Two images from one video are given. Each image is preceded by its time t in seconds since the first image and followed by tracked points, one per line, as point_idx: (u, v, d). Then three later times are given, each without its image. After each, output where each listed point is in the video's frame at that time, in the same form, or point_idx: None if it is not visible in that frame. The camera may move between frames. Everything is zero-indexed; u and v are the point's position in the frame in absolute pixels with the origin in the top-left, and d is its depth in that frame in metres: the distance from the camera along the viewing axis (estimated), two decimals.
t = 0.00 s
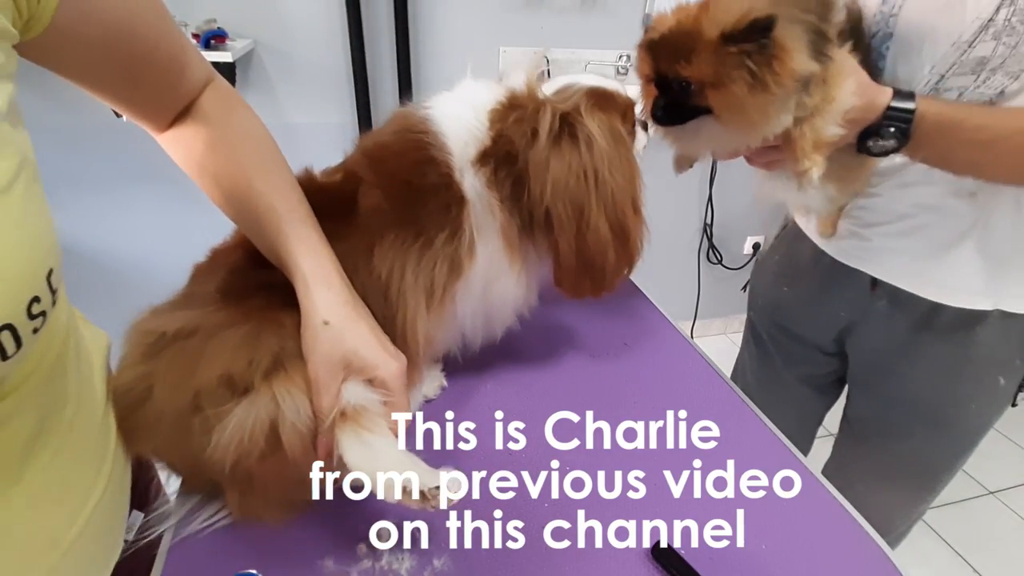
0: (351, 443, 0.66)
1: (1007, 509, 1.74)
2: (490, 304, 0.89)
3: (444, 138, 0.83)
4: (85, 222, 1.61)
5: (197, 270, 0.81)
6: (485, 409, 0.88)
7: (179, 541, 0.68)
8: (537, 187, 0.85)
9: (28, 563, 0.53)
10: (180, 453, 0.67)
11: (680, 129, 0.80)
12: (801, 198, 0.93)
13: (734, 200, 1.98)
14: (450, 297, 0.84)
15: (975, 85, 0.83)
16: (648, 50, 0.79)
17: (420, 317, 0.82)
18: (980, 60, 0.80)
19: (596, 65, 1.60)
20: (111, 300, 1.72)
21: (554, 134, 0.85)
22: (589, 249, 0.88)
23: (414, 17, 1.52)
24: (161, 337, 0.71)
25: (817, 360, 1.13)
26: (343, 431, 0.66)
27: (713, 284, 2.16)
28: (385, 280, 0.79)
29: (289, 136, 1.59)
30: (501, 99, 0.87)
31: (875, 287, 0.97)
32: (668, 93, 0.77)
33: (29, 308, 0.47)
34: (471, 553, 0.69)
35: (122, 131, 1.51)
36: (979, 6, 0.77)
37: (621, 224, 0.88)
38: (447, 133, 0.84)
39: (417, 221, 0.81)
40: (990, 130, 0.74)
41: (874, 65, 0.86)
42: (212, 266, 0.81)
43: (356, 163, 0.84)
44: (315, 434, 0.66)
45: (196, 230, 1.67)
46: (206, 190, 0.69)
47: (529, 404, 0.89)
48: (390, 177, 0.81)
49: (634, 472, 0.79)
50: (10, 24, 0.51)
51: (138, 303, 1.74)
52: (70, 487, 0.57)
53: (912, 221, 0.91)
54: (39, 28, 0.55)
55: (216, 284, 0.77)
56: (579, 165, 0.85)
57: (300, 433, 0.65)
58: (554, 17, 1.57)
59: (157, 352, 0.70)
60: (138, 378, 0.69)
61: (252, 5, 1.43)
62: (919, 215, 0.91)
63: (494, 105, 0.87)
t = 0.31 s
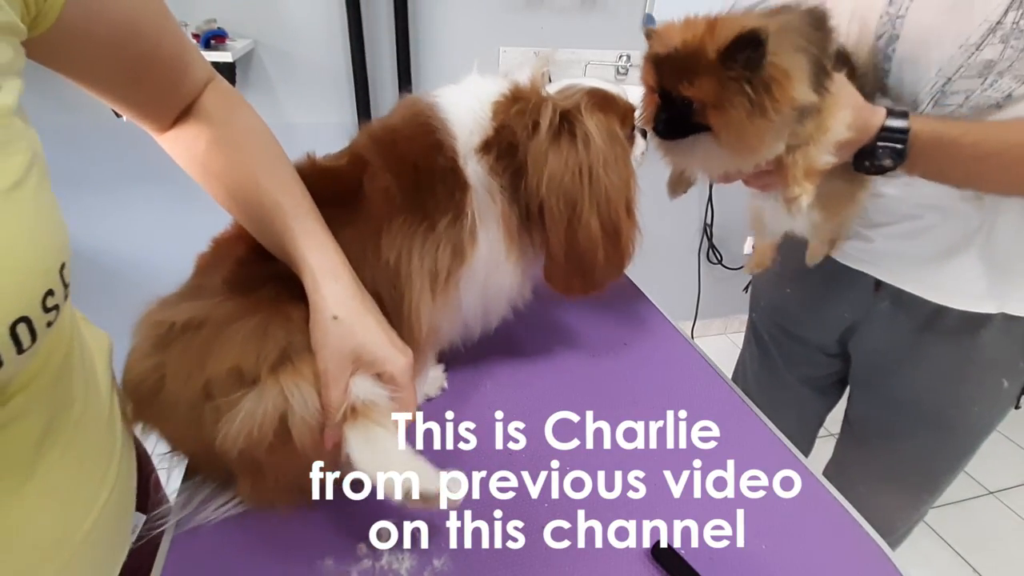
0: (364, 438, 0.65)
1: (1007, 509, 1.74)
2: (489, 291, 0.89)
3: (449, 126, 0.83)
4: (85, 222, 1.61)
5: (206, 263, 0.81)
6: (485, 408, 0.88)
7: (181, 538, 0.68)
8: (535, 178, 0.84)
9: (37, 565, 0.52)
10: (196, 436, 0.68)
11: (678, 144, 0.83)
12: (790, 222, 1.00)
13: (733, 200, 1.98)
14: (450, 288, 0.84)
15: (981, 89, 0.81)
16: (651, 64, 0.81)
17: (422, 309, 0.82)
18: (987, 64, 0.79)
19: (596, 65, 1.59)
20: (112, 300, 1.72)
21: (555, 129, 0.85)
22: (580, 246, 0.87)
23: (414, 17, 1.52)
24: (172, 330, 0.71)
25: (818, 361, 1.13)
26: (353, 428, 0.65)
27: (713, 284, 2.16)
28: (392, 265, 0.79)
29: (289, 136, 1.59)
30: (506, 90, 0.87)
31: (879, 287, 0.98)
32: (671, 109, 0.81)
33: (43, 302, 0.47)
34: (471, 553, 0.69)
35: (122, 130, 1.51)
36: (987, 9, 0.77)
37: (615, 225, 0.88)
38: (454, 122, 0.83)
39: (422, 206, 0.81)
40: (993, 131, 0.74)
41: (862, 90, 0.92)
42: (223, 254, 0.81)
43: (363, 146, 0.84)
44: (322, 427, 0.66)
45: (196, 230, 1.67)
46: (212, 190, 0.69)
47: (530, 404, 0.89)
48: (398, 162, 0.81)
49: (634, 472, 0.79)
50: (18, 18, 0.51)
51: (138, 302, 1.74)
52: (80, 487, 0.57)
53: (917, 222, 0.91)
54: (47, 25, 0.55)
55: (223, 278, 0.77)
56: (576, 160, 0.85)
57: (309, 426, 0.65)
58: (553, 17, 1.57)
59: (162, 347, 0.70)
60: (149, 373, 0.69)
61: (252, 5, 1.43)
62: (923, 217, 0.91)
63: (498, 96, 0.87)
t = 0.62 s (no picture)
0: (348, 460, 0.63)
1: (1007, 509, 1.74)
2: (515, 302, 0.88)
3: (484, 143, 0.81)
4: (83, 222, 1.60)
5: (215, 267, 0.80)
6: (485, 408, 0.88)
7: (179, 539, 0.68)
8: (566, 192, 0.83)
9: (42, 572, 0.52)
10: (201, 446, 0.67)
11: (677, 160, 0.86)
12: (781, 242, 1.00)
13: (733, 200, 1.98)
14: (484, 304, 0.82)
15: (989, 87, 0.81)
16: (649, 84, 0.84)
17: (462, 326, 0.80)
18: (996, 61, 0.79)
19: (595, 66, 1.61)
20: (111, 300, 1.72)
21: (582, 145, 0.82)
22: (608, 260, 0.85)
23: (414, 17, 1.52)
24: (180, 337, 0.70)
25: (820, 366, 1.13)
26: (340, 448, 0.64)
27: (713, 284, 2.16)
28: (421, 290, 0.77)
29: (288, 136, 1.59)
30: (530, 106, 0.84)
31: (883, 290, 0.98)
32: (669, 126, 0.83)
33: (46, 309, 0.47)
34: (471, 553, 0.69)
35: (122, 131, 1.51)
36: (995, 7, 0.78)
37: (635, 234, 0.85)
38: (489, 142, 0.81)
39: (458, 227, 0.79)
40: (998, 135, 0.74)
41: (880, 115, 0.89)
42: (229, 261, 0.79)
43: (388, 168, 0.81)
44: (314, 444, 0.66)
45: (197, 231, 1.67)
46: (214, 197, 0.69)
47: (529, 405, 0.89)
48: (432, 179, 0.79)
49: (634, 472, 0.79)
50: (21, 19, 0.51)
51: (139, 303, 1.74)
52: (86, 494, 0.57)
53: (922, 223, 0.91)
54: (49, 27, 0.54)
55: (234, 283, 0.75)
56: (603, 176, 0.82)
57: (303, 441, 0.66)
58: (554, 17, 1.57)
59: (171, 356, 0.69)
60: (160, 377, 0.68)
61: (253, 6, 1.43)
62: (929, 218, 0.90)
63: (524, 112, 0.83)
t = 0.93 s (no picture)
0: (364, 462, 0.66)
1: (1007, 510, 1.74)
2: (523, 308, 0.88)
3: (503, 153, 0.81)
4: (82, 223, 1.60)
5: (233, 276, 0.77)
6: (485, 407, 0.88)
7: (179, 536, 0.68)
8: (580, 203, 0.83)
9: None
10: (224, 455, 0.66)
11: (694, 159, 0.85)
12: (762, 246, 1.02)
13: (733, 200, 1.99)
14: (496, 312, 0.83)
15: (991, 85, 0.80)
16: (665, 83, 0.83)
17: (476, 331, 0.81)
18: (998, 59, 0.79)
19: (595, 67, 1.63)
20: (112, 300, 1.72)
21: (598, 156, 0.83)
22: (620, 271, 0.86)
23: (414, 18, 1.52)
24: (206, 355, 0.68)
25: (819, 369, 1.13)
26: (357, 449, 0.66)
27: (713, 284, 2.16)
28: (444, 304, 0.77)
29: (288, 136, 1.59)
30: (549, 114, 0.85)
31: (882, 292, 0.98)
32: (689, 123, 0.83)
33: (18, 342, 0.47)
34: (471, 553, 0.69)
35: (121, 131, 1.51)
36: (998, 5, 0.78)
37: (651, 247, 0.87)
38: (509, 150, 0.81)
39: (479, 236, 0.79)
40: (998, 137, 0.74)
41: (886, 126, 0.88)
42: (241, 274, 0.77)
43: (406, 174, 0.79)
44: (333, 442, 0.66)
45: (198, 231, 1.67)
46: (213, 194, 0.68)
47: (529, 404, 0.89)
48: (452, 183, 0.78)
49: (634, 472, 0.79)
50: None
51: (140, 304, 1.74)
52: (81, 498, 0.58)
53: (924, 224, 0.91)
54: (24, 22, 0.54)
55: (258, 296, 0.73)
56: (617, 189, 0.83)
57: (326, 443, 0.66)
58: (554, 17, 1.57)
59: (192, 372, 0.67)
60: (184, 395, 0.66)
61: (252, 6, 1.43)
62: (931, 218, 0.90)
63: (543, 119, 0.84)
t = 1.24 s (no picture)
0: (394, 464, 0.67)
1: (1007, 509, 1.74)
2: (535, 316, 0.88)
3: (532, 164, 0.79)
4: (82, 223, 1.60)
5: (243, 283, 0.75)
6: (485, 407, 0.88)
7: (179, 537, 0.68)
8: (599, 217, 0.80)
9: None
10: (241, 465, 0.65)
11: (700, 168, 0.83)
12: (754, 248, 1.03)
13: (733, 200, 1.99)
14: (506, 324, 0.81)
15: (990, 86, 0.80)
16: (672, 91, 0.83)
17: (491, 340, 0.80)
18: (995, 60, 0.79)
19: (595, 67, 1.63)
20: (112, 300, 1.72)
21: (623, 172, 0.79)
22: (634, 290, 0.84)
23: (414, 18, 1.52)
24: (224, 365, 0.66)
25: (817, 372, 1.13)
26: (378, 447, 0.66)
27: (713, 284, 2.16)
28: (466, 315, 0.76)
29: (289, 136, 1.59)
30: (578, 125, 0.81)
31: (880, 293, 0.99)
32: (697, 132, 0.82)
33: None
34: (471, 554, 0.69)
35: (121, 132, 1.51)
36: (995, 6, 0.78)
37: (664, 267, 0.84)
38: (537, 161, 0.79)
39: (506, 245, 0.78)
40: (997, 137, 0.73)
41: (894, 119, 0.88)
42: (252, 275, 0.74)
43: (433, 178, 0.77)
44: (355, 437, 0.66)
45: (199, 231, 1.68)
46: (207, 196, 0.63)
47: (528, 405, 0.89)
48: (479, 192, 0.77)
49: (634, 472, 0.79)
50: None
51: (141, 304, 1.74)
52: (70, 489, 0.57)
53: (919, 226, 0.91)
54: None
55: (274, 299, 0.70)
56: (638, 205, 0.80)
57: (348, 437, 0.65)
58: (554, 17, 1.57)
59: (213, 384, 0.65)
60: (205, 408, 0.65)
61: (253, 6, 1.43)
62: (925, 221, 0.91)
63: (571, 132, 0.81)
